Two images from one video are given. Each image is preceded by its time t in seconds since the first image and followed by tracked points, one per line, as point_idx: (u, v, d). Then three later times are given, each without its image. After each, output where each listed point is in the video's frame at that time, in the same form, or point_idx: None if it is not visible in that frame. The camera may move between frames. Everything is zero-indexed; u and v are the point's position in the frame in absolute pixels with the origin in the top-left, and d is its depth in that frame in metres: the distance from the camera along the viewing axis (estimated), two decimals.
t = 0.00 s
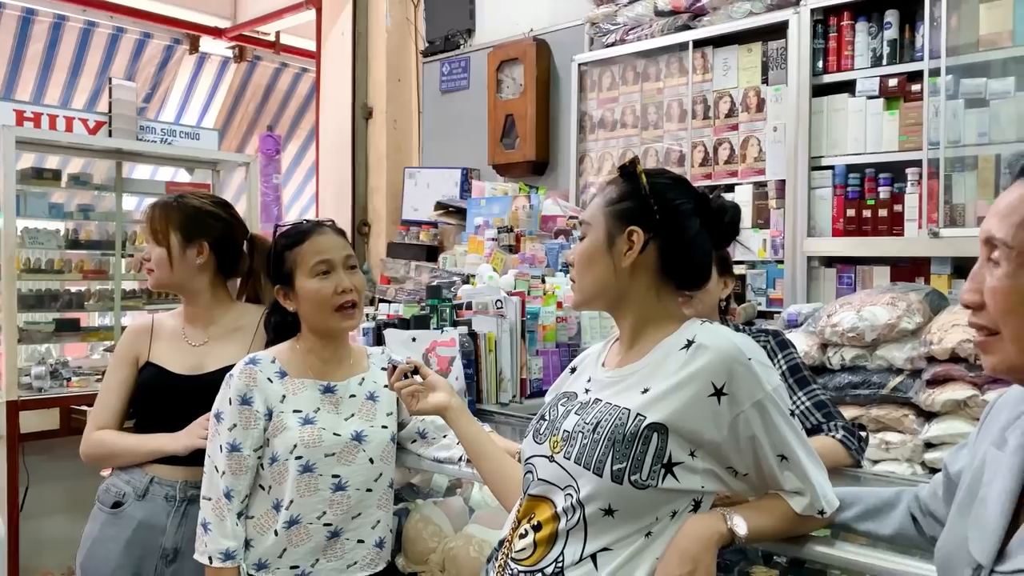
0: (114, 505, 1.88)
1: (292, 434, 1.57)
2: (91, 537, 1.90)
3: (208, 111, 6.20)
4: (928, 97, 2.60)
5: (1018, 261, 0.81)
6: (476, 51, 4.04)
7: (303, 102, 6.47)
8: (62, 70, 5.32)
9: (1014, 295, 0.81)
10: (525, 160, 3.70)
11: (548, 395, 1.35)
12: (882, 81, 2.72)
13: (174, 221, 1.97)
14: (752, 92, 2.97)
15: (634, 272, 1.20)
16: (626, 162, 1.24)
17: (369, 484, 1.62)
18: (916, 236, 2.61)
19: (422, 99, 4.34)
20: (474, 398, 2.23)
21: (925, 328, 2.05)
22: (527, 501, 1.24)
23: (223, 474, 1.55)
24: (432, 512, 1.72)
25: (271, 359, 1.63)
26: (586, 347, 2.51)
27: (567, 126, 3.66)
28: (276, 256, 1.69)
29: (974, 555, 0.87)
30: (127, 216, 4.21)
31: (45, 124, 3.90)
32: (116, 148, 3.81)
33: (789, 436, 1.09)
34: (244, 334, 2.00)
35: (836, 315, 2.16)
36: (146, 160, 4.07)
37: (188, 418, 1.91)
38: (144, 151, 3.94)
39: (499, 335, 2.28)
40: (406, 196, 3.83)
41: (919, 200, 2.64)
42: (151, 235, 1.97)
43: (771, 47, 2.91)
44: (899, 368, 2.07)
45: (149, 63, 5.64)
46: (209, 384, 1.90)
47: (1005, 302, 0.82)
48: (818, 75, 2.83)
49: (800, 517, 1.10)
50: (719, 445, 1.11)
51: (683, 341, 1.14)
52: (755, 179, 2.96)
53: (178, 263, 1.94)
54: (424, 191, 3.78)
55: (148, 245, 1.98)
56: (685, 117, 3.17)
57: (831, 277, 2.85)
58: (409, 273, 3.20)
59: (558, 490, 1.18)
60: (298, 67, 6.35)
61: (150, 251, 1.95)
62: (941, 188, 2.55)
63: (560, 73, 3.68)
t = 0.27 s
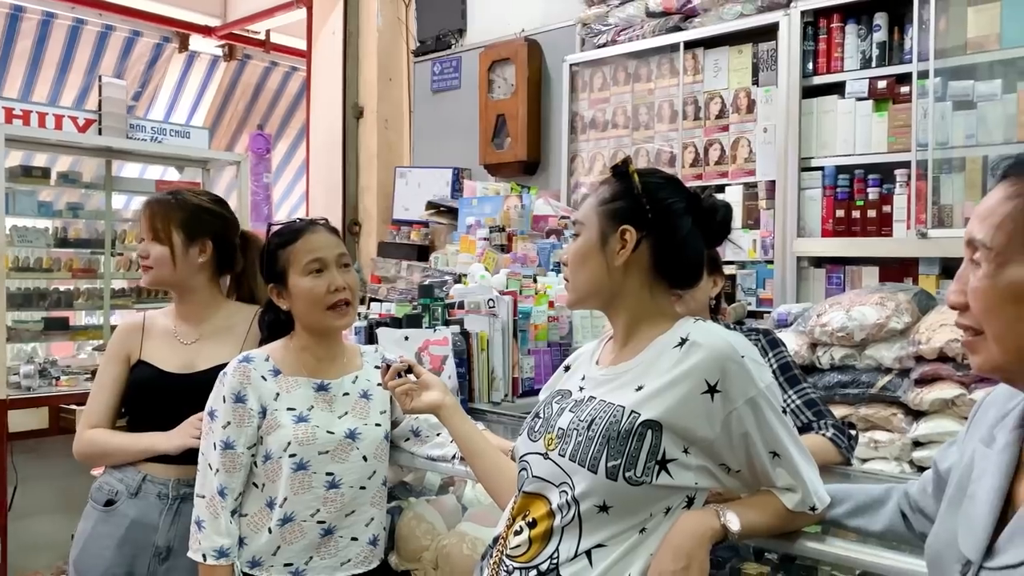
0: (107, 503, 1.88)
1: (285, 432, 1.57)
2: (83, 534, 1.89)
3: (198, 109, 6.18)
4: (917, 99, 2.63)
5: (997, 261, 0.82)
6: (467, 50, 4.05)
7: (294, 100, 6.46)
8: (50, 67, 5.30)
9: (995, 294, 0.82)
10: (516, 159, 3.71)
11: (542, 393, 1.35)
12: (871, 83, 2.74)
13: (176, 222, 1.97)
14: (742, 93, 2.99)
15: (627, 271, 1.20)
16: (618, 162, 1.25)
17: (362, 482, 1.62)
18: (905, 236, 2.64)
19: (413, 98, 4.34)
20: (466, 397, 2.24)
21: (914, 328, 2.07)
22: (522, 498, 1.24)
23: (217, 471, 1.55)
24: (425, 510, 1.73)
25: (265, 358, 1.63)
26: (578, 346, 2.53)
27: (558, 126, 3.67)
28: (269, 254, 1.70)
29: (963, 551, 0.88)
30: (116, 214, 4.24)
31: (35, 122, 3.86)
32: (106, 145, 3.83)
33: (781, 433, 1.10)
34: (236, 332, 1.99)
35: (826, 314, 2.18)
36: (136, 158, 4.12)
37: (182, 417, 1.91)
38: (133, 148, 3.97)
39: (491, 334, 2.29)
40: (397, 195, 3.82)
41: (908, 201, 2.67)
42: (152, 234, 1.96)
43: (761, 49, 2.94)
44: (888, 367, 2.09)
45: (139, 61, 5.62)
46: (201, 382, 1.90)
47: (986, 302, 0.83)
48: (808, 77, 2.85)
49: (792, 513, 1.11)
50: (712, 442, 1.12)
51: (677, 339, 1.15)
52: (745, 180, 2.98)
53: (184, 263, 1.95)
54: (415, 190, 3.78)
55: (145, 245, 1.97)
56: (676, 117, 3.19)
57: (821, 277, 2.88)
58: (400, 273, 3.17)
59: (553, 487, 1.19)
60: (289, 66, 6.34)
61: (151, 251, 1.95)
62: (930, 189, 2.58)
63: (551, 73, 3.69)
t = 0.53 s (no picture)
0: (97, 504, 1.87)
1: (277, 432, 1.56)
2: (73, 535, 1.87)
3: (186, 108, 6.15)
4: (905, 100, 2.65)
5: (985, 260, 0.83)
6: (458, 50, 4.06)
7: (283, 100, 6.44)
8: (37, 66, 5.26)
9: (983, 292, 0.83)
10: (507, 159, 3.71)
11: (537, 392, 1.36)
12: (860, 84, 2.76)
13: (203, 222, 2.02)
14: (733, 94, 3.01)
15: (622, 269, 1.21)
16: (613, 161, 1.25)
17: (355, 481, 1.61)
18: (894, 236, 2.65)
19: (403, 98, 4.33)
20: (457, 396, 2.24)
21: (903, 327, 2.09)
22: (516, 497, 1.25)
23: (208, 471, 1.54)
24: (418, 510, 1.73)
25: (257, 358, 1.62)
26: (569, 345, 2.53)
27: (549, 126, 3.68)
28: (261, 253, 1.69)
29: (954, 546, 0.88)
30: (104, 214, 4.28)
31: (22, 121, 3.84)
32: (94, 144, 3.85)
33: (775, 431, 1.11)
34: (225, 331, 1.99)
35: (816, 314, 2.19)
36: (124, 157, 4.14)
37: (171, 418, 1.90)
38: (122, 147, 3.99)
39: (483, 333, 2.28)
40: (388, 195, 3.81)
41: (897, 201, 2.68)
42: (182, 231, 1.97)
43: (751, 50, 2.95)
44: (878, 366, 2.10)
45: (127, 60, 5.58)
46: (191, 383, 1.89)
47: (976, 301, 0.83)
48: (798, 77, 2.87)
49: (786, 510, 1.12)
50: (707, 440, 1.12)
51: (672, 337, 1.16)
52: (734, 180, 3.00)
53: (208, 263, 2.00)
54: (406, 190, 3.78)
55: (173, 242, 1.95)
56: (666, 117, 3.20)
57: (811, 276, 2.89)
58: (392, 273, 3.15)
59: (548, 486, 1.19)
60: (278, 66, 6.33)
61: (189, 247, 1.96)
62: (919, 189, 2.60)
63: (541, 73, 3.70)
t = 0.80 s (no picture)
0: (88, 506, 1.86)
1: (268, 433, 1.56)
2: (64, 538, 1.86)
3: (173, 109, 6.12)
4: (892, 100, 2.67)
5: (974, 257, 0.84)
6: (446, 50, 4.06)
7: (270, 100, 6.42)
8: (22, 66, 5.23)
9: (973, 289, 0.83)
10: (496, 159, 3.72)
11: (529, 391, 1.36)
12: (847, 84, 2.77)
13: (193, 222, 2.02)
14: (721, 94, 3.02)
15: (614, 268, 1.21)
16: (605, 161, 1.26)
17: (347, 482, 1.61)
18: (881, 236, 2.67)
19: (392, 98, 4.33)
20: (448, 396, 2.24)
21: (891, 325, 2.10)
22: (509, 496, 1.25)
23: (199, 472, 1.54)
24: (410, 510, 1.73)
25: (248, 358, 1.62)
26: (559, 345, 2.54)
27: (538, 127, 3.68)
28: (251, 254, 1.69)
29: (943, 540, 0.89)
30: (91, 215, 4.26)
31: (8, 121, 3.81)
32: (80, 145, 3.85)
33: (767, 428, 1.11)
34: (212, 330, 1.98)
35: (804, 313, 2.20)
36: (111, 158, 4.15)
37: (160, 420, 1.88)
38: (108, 148, 3.99)
39: (474, 333, 2.28)
40: (376, 195, 3.80)
41: (884, 200, 2.70)
42: (177, 230, 1.97)
43: (739, 50, 2.97)
44: (866, 365, 2.11)
45: (113, 60, 5.55)
46: (180, 384, 1.88)
47: (966, 298, 0.84)
48: (786, 77, 2.88)
49: (778, 507, 1.13)
50: (699, 438, 1.13)
51: (663, 336, 1.16)
52: (723, 180, 3.01)
53: (199, 263, 2.01)
54: (395, 190, 3.77)
55: (170, 241, 1.94)
56: (655, 117, 3.21)
57: (799, 276, 2.91)
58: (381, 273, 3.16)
59: (541, 484, 1.19)
60: (265, 66, 6.30)
61: (184, 246, 1.96)
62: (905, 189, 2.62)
63: (530, 74, 3.71)
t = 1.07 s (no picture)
0: (78, 510, 1.86)
1: (260, 435, 1.56)
2: (54, 541, 1.87)
3: (159, 110, 6.09)
4: (878, 101, 2.69)
5: (959, 257, 0.85)
6: (434, 51, 4.06)
7: (257, 102, 6.40)
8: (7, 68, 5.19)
9: (958, 289, 0.85)
10: (485, 161, 3.72)
11: (520, 391, 1.36)
12: (834, 85, 2.79)
13: (183, 225, 2.02)
14: (708, 95, 3.04)
15: (603, 268, 1.22)
16: (596, 162, 1.27)
17: (338, 484, 1.61)
18: (867, 235, 2.70)
19: (380, 99, 4.33)
20: (439, 397, 2.24)
21: (878, 324, 2.12)
22: (502, 496, 1.25)
23: (190, 475, 1.54)
24: (401, 511, 1.73)
25: (238, 360, 1.62)
26: (549, 345, 2.55)
27: (526, 128, 3.69)
28: (240, 256, 1.69)
29: (930, 535, 0.90)
30: (78, 218, 4.25)
31: None
32: (66, 148, 3.84)
33: (756, 427, 1.12)
34: (201, 333, 1.97)
35: (792, 312, 2.22)
36: (99, 160, 4.11)
37: (150, 423, 1.88)
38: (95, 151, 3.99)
39: (464, 334, 2.28)
40: (365, 196, 3.80)
41: (870, 200, 2.72)
42: (166, 235, 1.96)
43: (727, 52, 2.99)
44: (853, 363, 2.13)
45: (99, 61, 5.51)
46: (169, 388, 1.87)
47: (951, 297, 0.85)
48: (773, 79, 2.90)
49: (768, 505, 1.13)
50: (690, 436, 1.13)
51: (654, 335, 1.17)
52: (711, 180, 3.03)
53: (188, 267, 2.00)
54: (384, 191, 3.76)
55: (159, 245, 1.93)
56: (643, 118, 3.23)
57: (786, 276, 2.93)
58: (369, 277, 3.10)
59: (533, 485, 1.20)
60: (252, 68, 6.29)
61: (173, 249, 1.95)
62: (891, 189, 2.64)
63: (518, 75, 3.71)
